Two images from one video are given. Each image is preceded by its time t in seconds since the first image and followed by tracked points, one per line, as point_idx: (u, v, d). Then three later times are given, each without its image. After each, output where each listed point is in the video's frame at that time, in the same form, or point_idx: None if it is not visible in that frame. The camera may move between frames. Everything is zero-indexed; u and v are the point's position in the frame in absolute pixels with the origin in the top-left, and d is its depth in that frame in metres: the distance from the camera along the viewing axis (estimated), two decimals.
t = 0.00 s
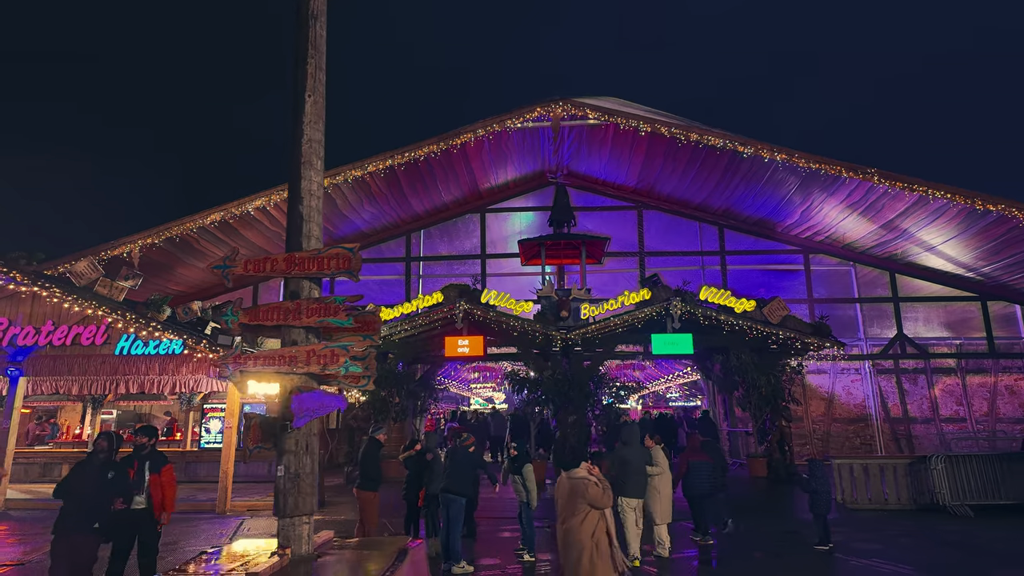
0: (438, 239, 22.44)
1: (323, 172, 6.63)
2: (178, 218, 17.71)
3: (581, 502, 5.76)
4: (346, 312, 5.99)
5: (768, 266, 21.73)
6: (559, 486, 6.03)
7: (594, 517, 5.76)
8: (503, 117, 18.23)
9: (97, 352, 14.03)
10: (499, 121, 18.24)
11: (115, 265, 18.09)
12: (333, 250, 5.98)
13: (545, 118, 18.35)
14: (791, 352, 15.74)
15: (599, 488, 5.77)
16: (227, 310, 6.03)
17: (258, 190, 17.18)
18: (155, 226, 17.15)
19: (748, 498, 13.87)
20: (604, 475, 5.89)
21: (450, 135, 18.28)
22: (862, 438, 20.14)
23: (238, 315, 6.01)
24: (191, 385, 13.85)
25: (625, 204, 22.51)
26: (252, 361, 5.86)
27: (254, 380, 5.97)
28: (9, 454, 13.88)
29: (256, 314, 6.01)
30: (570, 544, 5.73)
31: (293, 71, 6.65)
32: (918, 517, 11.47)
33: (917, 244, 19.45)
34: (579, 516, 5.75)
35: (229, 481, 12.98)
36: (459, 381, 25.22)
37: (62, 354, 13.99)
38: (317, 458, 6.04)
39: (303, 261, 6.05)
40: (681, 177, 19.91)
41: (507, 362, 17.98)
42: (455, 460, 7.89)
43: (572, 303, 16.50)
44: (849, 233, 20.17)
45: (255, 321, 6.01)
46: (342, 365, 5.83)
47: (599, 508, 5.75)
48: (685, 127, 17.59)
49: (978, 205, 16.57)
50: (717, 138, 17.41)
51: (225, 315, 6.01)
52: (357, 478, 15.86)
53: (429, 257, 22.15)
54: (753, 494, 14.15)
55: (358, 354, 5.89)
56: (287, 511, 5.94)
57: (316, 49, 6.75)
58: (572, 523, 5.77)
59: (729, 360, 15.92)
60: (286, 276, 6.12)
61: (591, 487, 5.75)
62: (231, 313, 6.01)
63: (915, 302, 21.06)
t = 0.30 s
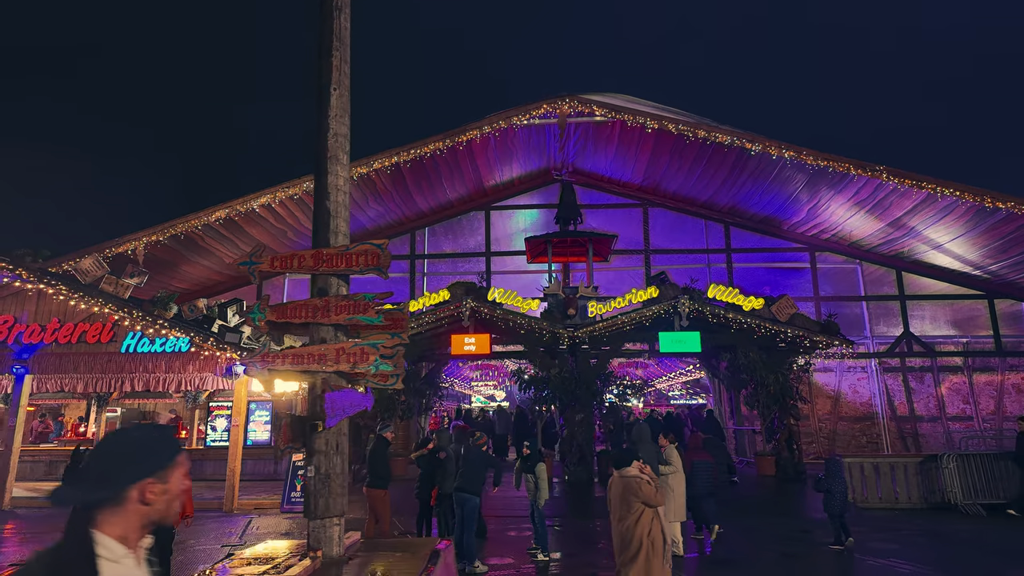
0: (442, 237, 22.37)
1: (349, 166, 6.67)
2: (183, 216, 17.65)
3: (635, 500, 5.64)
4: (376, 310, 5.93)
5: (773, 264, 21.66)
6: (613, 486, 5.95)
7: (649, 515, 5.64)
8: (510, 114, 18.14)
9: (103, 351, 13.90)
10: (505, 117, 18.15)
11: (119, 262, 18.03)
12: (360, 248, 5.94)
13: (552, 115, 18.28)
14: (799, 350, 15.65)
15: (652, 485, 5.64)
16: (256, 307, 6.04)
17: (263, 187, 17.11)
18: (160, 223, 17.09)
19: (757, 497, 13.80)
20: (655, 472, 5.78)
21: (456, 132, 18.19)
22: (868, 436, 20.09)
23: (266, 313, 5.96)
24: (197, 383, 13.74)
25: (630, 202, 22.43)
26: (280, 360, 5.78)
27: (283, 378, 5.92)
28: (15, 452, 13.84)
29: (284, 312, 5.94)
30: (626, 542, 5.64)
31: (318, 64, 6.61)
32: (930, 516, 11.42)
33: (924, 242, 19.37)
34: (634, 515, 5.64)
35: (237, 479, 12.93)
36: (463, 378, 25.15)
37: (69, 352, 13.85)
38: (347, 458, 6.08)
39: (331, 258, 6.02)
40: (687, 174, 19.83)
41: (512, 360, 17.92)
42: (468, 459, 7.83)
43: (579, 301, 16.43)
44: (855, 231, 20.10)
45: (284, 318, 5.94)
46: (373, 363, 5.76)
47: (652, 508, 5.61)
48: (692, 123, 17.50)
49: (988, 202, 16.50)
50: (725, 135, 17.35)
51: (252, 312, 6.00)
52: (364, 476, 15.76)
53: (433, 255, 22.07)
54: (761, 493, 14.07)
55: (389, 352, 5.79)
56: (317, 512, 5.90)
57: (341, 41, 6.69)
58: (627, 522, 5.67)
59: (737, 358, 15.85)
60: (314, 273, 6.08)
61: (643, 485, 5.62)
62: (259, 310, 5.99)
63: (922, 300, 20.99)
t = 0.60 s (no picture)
0: (450, 234, 22.27)
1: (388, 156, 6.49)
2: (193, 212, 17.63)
3: (694, 495, 5.48)
4: (419, 302, 5.96)
5: (782, 261, 21.57)
6: (675, 481, 5.83)
7: (711, 512, 5.40)
8: (520, 109, 18.07)
9: (116, 347, 14.07)
10: (515, 113, 18.08)
11: (129, 259, 18.00)
12: (403, 240, 5.94)
13: (562, 111, 18.20)
14: (812, 347, 15.58)
15: (713, 482, 5.44)
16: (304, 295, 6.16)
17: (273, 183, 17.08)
18: (169, 219, 17.05)
19: (770, 494, 13.75)
20: (718, 469, 5.59)
21: (466, 128, 18.12)
22: (879, 433, 20.03)
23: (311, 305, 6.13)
24: (208, 379, 13.75)
25: (639, 198, 22.33)
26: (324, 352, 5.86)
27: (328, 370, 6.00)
28: (27, 448, 13.84)
29: (327, 304, 6.04)
30: (688, 539, 5.40)
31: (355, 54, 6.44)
32: (947, 513, 11.36)
33: (935, 238, 19.26)
34: (694, 510, 5.45)
35: (249, 475, 12.92)
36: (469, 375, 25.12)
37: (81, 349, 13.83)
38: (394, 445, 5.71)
39: (373, 250, 5.95)
40: (697, 170, 19.74)
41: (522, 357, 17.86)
42: (488, 456, 7.79)
43: (591, 298, 16.37)
44: (866, 227, 20.01)
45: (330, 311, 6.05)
46: (417, 357, 5.83)
47: (713, 503, 5.40)
48: (704, 119, 17.42)
49: (1002, 198, 16.39)
50: (737, 131, 17.27)
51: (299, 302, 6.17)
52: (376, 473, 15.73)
53: (442, 252, 22.04)
54: (774, 490, 14.01)
55: (433, 345, 5.91)
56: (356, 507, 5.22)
57: (377, 30, 6.54)
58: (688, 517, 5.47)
59: (749, 354, 15.75)
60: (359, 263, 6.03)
61: (703, 480, 5.45)
62: (300, 302, 6.20)
63: (932, 296, 20.89)
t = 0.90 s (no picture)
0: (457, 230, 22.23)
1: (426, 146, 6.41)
2: (202, 208, 17.62)
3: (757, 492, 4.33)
4: (461, 295, 5.99)
5: (790, 257, 21.51)
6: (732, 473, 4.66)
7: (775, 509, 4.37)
8: (529, 105, 18.01)
9: (126, 343, 13.70)
10: (525, 108, 18.01)
11: (138, 255, 18.00)
12: (445, 233, 5.91)
13: (571, 106, 18.12)
14: (823, 343, 15.53)
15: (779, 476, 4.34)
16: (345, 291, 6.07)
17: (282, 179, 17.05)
18: (179, 215, 17.04)
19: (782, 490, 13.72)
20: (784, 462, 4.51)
21: (475, 124, 18.04)
22: (888, 430, 20.01)
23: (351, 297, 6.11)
24: (219, 375, 13.72)
25: (647, 194, 22.26)
26: (365, 344, 5.88)
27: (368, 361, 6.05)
28: (40, 444, 13.86)
29: (368, 295, 6.06)
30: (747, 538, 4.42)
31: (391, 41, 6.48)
32: (962, 509, 11.32)
33: (946, 233, 19.17)
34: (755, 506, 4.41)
35: (262, 470, 12.96)
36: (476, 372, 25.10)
37: (91, 344, 13.75)
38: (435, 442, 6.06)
39: (415, 242, 5.99)
40: (706, 166, 19.67)
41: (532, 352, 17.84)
42: (508, 451, 7.78)
43: (601, 294, 16.33)
44: (876, 223, 19.94)
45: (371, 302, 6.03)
46: (461, 350, 5.86)
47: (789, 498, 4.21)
48: (715, 114, 17.35)
49: (1014, 193, 16.30)
50: (747, 126, 17.22)
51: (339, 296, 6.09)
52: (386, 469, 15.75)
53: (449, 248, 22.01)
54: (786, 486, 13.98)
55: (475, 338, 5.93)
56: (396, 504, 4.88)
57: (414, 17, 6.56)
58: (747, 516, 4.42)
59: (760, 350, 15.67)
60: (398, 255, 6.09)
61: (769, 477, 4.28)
62: (341, 294, 6.13)
63: (942, 292, 20.81)
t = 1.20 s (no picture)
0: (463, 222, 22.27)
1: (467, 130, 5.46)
2: (211, 199, 17.56)
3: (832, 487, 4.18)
4: (508, 276, 4.66)
5: (800, 247, 21.37)
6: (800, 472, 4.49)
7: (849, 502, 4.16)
8: (539, 94, 17.85)
9: (138, 334, 13.61)
10: (535, 98, 17.85)
11: (148, 246, 17.96)
12: (487, 213, 4.80)
13: (582, 95, 17.97)
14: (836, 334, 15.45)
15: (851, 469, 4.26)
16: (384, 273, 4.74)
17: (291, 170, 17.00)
18: (188, 206, 16.99)
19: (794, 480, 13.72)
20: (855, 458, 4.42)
21: (485, 113, 17.89)
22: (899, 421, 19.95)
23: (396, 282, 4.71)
24: (230, 366, 13.54)
25: (657, 184, 22.11)
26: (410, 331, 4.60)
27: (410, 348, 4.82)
28: (53, 435, 13.88)
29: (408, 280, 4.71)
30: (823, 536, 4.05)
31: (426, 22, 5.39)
32: (979, 499, 11.28)
33: (959, 224, 19.01)
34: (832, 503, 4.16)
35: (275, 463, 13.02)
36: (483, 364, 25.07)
37: (105, 335, 13.71)
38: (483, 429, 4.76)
39: (456, 224, 4.85)
40: (717, 156, 19.51)
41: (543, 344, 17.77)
42: (528, 442, 7.73)
43: (613, 285, 16.25)
44: (888, 213, 19.79)
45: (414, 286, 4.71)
46: (506, 335, 4.56)
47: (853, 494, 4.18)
48: (727, 103, 17.22)
49: None
50: (760, 115, 17.09)
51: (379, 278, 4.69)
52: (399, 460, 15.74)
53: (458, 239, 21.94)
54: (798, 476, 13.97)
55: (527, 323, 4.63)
56: (456, 486, 4.55)
57: None
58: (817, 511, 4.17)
59: (773, 342, 15.58)
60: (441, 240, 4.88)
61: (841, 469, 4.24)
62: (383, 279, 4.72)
63: (954, 283, 20.69)
